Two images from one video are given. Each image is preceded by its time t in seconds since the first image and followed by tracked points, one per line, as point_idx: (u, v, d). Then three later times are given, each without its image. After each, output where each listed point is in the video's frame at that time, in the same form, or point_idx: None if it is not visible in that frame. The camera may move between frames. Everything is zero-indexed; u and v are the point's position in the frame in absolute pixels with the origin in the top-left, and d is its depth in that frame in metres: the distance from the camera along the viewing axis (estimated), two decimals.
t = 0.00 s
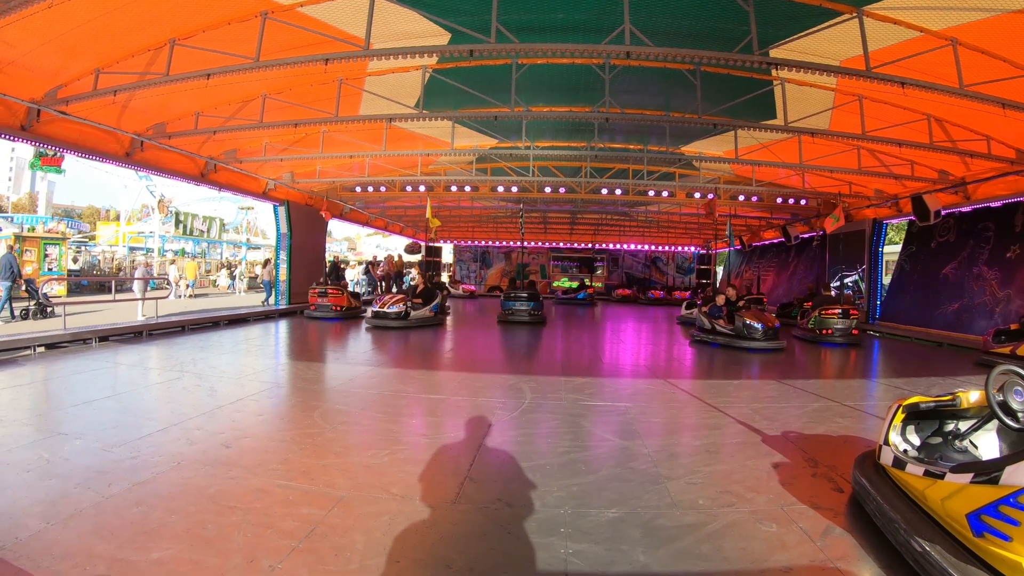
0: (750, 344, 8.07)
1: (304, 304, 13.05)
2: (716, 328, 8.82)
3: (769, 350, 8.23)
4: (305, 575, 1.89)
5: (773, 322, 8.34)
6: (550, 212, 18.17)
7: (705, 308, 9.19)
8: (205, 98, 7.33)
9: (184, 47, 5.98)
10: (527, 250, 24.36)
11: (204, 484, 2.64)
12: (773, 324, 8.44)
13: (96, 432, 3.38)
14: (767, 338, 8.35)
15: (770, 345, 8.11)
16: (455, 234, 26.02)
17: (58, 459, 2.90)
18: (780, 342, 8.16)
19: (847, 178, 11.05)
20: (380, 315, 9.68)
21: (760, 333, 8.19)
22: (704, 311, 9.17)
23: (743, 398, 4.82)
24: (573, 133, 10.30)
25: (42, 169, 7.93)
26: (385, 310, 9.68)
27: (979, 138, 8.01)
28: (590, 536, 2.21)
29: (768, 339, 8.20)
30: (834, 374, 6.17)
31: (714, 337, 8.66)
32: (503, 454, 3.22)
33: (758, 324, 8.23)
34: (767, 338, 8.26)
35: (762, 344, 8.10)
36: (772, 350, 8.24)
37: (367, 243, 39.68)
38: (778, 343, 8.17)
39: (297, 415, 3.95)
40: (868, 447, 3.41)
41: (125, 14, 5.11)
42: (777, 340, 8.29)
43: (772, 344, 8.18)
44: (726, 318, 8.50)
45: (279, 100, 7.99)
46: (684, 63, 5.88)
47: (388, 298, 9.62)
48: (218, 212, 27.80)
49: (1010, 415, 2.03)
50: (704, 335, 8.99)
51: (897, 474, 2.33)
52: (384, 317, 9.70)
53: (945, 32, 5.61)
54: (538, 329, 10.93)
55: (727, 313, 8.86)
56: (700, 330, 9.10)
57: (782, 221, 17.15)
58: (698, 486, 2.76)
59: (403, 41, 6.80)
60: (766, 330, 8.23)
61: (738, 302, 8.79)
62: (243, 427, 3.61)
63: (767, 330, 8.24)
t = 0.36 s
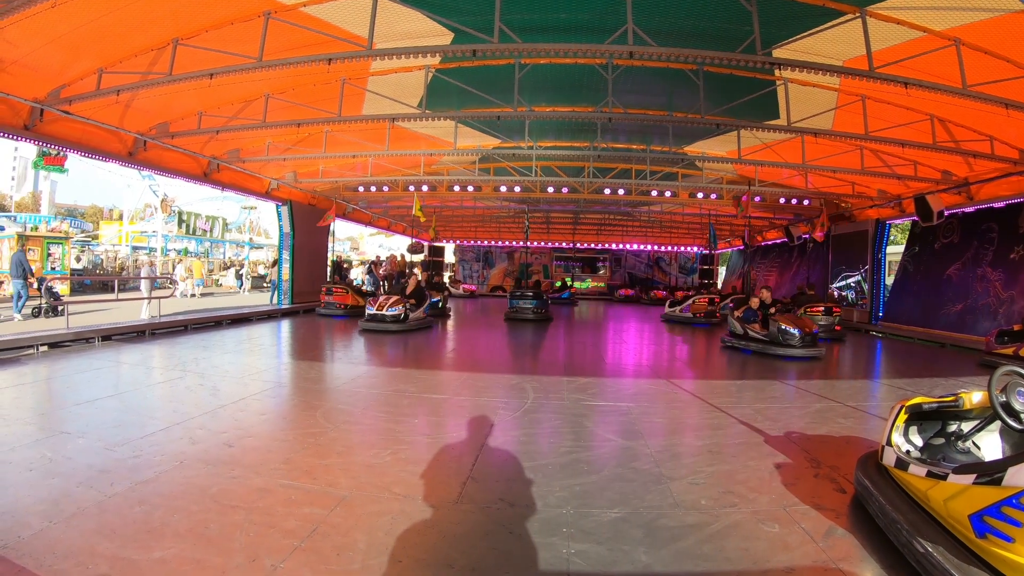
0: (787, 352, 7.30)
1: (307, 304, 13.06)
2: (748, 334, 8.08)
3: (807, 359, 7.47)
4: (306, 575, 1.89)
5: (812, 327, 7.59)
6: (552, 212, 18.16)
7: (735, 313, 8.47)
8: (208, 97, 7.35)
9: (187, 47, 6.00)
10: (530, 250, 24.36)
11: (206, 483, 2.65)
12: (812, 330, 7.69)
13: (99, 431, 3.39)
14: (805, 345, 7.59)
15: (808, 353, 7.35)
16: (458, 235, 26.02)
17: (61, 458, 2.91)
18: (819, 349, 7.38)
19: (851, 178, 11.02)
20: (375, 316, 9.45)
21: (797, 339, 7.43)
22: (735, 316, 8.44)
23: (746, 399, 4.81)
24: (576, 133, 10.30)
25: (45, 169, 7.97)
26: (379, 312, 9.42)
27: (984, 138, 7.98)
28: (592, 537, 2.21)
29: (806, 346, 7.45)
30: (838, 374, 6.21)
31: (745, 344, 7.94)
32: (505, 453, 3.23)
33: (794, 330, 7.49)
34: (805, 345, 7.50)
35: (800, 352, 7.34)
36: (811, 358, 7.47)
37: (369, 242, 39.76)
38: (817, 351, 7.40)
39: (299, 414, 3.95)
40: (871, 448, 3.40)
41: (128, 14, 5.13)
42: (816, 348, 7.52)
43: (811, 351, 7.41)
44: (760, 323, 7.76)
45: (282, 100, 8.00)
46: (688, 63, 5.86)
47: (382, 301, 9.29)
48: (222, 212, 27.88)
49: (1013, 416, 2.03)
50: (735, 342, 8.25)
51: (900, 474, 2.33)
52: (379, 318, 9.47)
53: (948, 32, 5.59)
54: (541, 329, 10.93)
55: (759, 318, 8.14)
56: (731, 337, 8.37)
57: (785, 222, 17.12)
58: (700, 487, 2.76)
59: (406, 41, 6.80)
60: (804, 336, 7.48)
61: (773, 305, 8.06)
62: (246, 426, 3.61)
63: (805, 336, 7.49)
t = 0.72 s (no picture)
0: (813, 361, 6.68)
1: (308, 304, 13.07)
2: (773, 340, 7.50)
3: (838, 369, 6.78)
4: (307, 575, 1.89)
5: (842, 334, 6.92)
6: (553, 212, 18.15)
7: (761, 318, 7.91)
8: (208, 97, 7.35)
9: (188, 47, 6.01)
10: (531, 250, 24.37)
11: (207, 483, 2.65)
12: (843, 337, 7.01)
13: (99, 431, 3.40)
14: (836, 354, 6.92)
15: (838, 363, 6.67)
16: (458, 235, 26.02)
17: (62, 458, 2.91)
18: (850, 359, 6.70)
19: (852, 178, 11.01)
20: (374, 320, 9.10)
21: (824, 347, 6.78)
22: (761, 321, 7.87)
23: (747, 399, 4.81)
24: (577, 133, 10.29)
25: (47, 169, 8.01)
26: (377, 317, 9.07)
27: (985, 139, 7.97)
28: (592, 537, 2.21)
29: (836, 355, 6.79)
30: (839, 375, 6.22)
31: (770, 352, 7.35)
32: (506, 453, 3.23)
33: (821, 336, 6.86)
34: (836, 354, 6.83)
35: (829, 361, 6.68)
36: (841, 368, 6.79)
37: (370, 243, 39.77)
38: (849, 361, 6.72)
39: (300, 414, 3.96)
40: (871, 449, 3.40)
41: (129, 14, 5.13)
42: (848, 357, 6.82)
43: (841, 361, 6.74)
44: (785, 329, 7.17)
45: (283, 100, 8.01)
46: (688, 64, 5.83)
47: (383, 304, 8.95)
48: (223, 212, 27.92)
49: (1014, 417, 2.03)
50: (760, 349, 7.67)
51: (900, 475, 2.33)
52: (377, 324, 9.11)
53: (950, 33, 5.59)
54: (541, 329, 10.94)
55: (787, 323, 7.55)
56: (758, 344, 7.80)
57: (786, 222, 17.10)
58: (700, 487, 2.76)
59: (407, 41, 6.80)
60: (834, 344, 6.82)
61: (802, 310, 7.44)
62: (246, 426, 3.62)
63: (834, 344, 6.83)
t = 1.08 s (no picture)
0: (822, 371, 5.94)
1: (307, 304, 13.06)
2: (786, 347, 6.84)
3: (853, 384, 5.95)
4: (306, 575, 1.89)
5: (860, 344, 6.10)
6: (553, 213, 18.16)
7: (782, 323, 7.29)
8: (208, 98, 7.36)
9: (188, 47, 6.01)
10: (530, 250, 24.38)
11: (206, 484, 2.65)
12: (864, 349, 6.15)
13: (99, 431, 3.39)
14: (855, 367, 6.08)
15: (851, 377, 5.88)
16: (458, 235, 26.00)
17: (61, 458, 2.91)
18: (865, 371, 5.85)
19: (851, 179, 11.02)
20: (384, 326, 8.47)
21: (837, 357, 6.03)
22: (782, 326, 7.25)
23: (746, 400, 4.81)
24: (577, 133, 10.30)
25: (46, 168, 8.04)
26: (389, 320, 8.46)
27: (984, 139, 7.97)
28: (592, 537, 2.21)
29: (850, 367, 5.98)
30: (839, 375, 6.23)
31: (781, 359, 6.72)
32: (505, 454, 3.23)
33: (832, 344, 6.12)
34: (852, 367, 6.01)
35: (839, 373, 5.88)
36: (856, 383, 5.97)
37: (370, 243, 39.75)
38: (865, 375, 5.88)
39: (300, 414, 3.96)
40: (870, 450, 3.40)
41: (129, 14, 5.13)
42: (867, 372, 5.95)
43: (856, 374, 5.90)
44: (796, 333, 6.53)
45: (283, 100, 8.01)
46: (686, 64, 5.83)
47: (391, 305, 8.47)
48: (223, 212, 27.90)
49: (1012, 417, 2.03)
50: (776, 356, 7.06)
51: (899, 476, 2.33)
52: (390, 329, 8.45)
53: (949, 33, 5.58)
54: (541, 329, 10.96)
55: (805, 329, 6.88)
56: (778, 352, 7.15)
57: (786, 222, 17.11)
58: (700, 488, 2.76)
59: (407, 41, 6.80)
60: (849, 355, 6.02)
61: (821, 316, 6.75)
62: (246, 426, 3.61)
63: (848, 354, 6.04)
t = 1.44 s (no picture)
0: (798, 380, 5.21)
1: (306, 304, 13.06)
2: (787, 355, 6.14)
3: (844, 397, 5.07)
4: None
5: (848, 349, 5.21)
6: (552, 214, 18.15)
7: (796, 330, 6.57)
8: (207, 98, 7.35)
9: (187, 47, 6.00)
10: (529, 250, 24.39)
11: (204, 484, 2.64)
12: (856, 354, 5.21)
13: (97, 431, 3.38)
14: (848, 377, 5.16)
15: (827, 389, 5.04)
16: (457, 235, 25.98)
17: (59, 458, 2.90)
18: (849, 382, 4.97)
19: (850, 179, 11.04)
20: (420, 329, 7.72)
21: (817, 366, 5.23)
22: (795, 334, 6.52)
23: (745, 400, 4.81)
24: (575, 134, 10.30)
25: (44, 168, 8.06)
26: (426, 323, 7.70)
27: (983, 139, 7.97)
28: (591, 538, 2.21)
29: (835, 376, 5.13)
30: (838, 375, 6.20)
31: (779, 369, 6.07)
32: (503, 454, 3.23)
33: (810, 349, 5.37)
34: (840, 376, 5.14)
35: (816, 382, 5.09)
36: (845, 396, 5.08)
37: (368, 243, 39.73)
38: (854, 384, 4.98)
39: (298, 414, 3.95)
40: (869, 450, 3.40)
41: (127, 14, 5.12)
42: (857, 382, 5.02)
43: (841, 385, 5.03)
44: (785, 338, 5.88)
45: (281, 100, 7.99)
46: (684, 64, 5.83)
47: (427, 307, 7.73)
48: (222, 212, 27.90)
49: (1011, 418, 2.03)
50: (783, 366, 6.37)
51: (898, 476, 2.33)
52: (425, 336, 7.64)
53: (948, 34, 5.59)
54: (540, 329, 10.96)
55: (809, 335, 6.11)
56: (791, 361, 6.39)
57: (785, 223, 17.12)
58: (699, 488, 2.76)
59: (406, 41, 6.79)
60: (831, 361, 5.18)
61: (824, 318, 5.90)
62: (245, 426, 3.61)
63: (829, 360, 5.21)
